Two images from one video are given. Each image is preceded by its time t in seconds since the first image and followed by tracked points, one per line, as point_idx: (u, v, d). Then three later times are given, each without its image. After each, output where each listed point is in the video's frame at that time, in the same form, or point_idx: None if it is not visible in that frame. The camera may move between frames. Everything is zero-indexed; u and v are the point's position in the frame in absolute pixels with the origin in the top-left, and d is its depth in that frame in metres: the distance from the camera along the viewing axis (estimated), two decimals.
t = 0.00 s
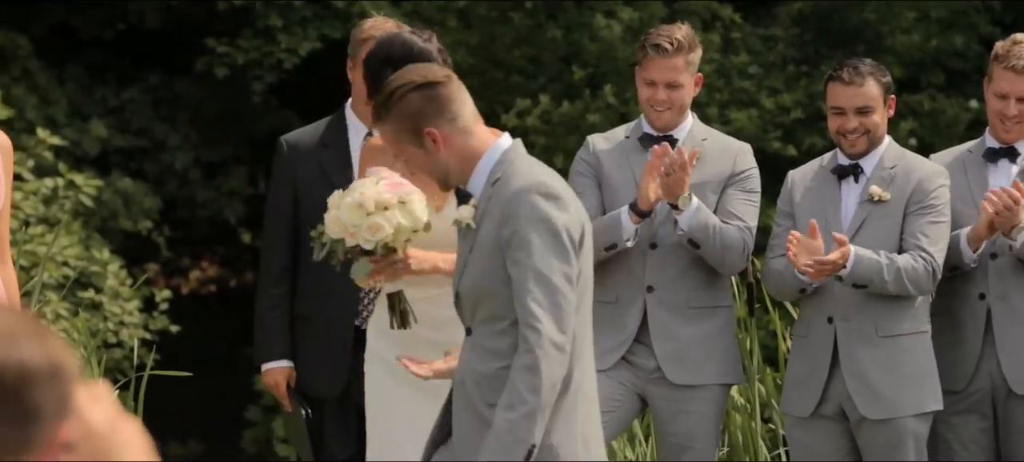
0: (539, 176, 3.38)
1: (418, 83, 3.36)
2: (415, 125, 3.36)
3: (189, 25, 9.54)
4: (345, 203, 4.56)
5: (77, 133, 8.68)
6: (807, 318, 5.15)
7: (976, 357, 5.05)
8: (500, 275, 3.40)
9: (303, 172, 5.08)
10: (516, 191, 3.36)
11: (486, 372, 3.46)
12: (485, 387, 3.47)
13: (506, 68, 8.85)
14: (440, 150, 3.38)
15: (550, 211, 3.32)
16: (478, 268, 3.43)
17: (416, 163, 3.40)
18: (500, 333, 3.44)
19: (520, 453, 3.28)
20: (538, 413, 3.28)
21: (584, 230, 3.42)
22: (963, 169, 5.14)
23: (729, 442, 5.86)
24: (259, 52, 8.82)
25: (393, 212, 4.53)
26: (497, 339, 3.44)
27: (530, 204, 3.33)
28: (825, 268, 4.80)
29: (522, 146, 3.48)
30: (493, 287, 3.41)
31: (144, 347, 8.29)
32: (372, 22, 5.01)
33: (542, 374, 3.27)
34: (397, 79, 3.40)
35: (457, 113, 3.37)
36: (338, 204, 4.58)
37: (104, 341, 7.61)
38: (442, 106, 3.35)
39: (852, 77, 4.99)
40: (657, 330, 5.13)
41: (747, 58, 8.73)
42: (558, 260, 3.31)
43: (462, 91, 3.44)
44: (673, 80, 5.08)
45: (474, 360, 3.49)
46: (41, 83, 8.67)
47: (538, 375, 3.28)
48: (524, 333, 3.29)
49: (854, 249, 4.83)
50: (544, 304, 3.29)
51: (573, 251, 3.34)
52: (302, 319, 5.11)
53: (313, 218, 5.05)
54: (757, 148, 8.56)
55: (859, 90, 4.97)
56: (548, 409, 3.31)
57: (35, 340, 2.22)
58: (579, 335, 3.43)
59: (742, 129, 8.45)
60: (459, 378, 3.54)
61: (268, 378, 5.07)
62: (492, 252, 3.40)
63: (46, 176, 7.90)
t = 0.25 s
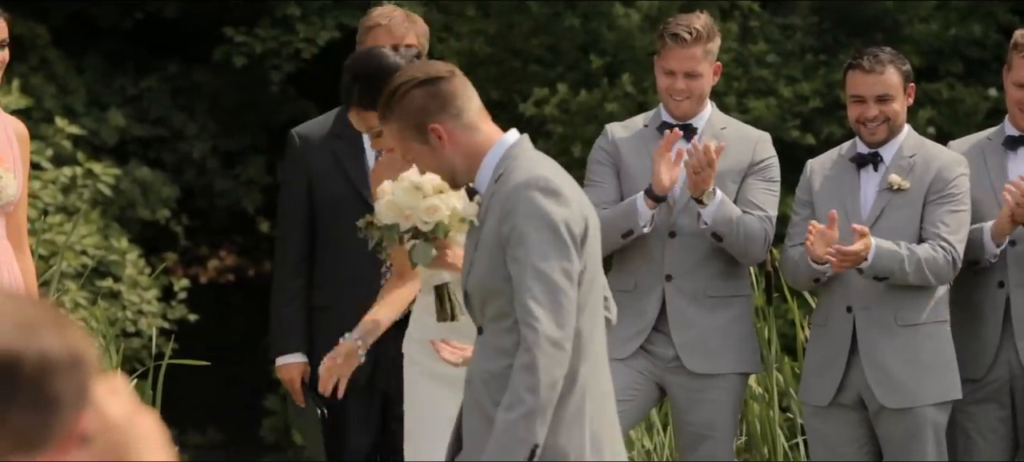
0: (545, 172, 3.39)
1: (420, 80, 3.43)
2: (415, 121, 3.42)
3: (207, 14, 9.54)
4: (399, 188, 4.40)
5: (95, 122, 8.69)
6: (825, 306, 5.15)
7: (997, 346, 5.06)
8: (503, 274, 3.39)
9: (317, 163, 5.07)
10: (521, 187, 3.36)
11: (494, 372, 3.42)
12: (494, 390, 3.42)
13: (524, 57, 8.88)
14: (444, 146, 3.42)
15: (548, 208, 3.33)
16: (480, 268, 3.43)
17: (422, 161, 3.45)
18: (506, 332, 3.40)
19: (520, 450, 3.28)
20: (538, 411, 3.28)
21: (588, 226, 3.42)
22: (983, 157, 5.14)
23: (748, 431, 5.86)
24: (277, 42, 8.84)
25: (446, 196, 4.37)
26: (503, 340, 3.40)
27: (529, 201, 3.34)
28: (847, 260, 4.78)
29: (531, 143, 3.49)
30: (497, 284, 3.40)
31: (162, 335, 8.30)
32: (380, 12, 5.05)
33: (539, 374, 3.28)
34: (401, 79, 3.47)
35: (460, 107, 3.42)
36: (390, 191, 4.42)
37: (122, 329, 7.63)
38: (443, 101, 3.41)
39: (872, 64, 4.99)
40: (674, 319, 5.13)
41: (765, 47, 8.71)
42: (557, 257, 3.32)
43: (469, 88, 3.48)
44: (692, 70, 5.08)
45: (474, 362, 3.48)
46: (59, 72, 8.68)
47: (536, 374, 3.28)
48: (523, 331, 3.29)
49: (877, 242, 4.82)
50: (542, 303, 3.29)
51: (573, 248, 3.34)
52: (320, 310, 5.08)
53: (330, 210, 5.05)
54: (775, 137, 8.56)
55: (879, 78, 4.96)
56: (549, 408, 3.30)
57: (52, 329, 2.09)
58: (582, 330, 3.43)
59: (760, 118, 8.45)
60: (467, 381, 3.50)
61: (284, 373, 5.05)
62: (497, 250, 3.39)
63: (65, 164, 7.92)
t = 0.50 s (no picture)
0: (538, 195, 3.27)
1: (415, 101, 3.30)
2: (406, 143, 3.28)
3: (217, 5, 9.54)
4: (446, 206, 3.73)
5: (106, 112, 8.69)
6: (836, 295, 5.15)
7: (1008, 332, 5.09)
8: (498, 300, 3.30)
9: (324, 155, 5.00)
10: (513, 213, 3.25)
11: (490, 400, 3.37)
12: (488, 417, 3.38)
13: (536, 46, 8.95)
14: (434, 171, 3.29)
15: (547, 231, 3.22)
16: (476, 294, 3.33)
17: (412, 184, 3.32)
18: (501, 358, 3.34)
19: None
20: (542, 437, 3.20)
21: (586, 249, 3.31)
22: (995, 144, 5.16)
23: (759, 419, 5.86)
24: (288, 32, 8.85)
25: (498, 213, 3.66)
26: (498, 365, 3.35)
27: (526, 224, 3.23)
28: (856, 247, 4.77)
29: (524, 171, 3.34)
30: (493, 311, 3.31)
31: (173, 325, 8.31)
32: (379, 2, 5.08)
33: (541, 398, 3.19)
34: (396, 99, 3.34)
35: (453, 132, 3.28)
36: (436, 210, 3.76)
37: (133, 319, 7.63)
38: (437, 125, 3.28)
39: (884, 54, 4.99)
40: (684, 307, 5.13)
41: (776, 36, 8.70)
42: (555, 281, 3.22)
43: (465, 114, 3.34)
44: (702, 60, 5.07)
45: (473, 385, 3.40)
46: (70, 63, 8.67)
47: (538, 399, 3.20)
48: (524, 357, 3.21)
49: (884, 230, 4.82)
50: (542, 328, 3.20)
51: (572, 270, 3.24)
52: (330, 303, 5.03)
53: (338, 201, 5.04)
54: (786, 126, 8.55)
55: (891, 67, 4.96)
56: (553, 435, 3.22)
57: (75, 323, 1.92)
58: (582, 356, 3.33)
59: (771, 107, 8.44)
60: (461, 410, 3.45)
61: (293, 369, 4.98)
62: (491, 276, 3.29)
63: (76, 155, 7.92)
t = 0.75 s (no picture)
0: (520, 210, 3.35)
1: (395, 118, 3.40)
2: (386, 159, 3.38)
3: None
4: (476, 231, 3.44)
5: (115, 102, 8.69)
6: (845, 284, 5.16)
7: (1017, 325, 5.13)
8: (485, 315, 3.38)
9: (327, 148, 5.08)
10: (497, 228, 3.32)
11: (476, 418, 3.46)
12: (475, 435, 3.48)
13: (544, 36, 8.96)
14: (415, 187, 3.38)
15: (533, 245, 3.28)
16: (463, 309, 3.41)
17: (397, 198, 3.42)
18: (485, 376, 3.44)
19: None
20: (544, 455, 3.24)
21: (571, 264, 3.38)
22: (1003, 134, 5.19)
23: (767, 408, 5.86)
24: (296, 21, 8.85)
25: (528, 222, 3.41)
26: (481, 382, 3.45)
27: (510, 238, 3.29)
28: (851, 229, 4.81)
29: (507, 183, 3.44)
30: (480, 327, 3.39)
31: (182, 315, 8.31)
32: None
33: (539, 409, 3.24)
34: (378, 115, 3.44)
35: (432, 148, 3.37)
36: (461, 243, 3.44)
37: (142, 308, 7.64)
38: (417, 141, 3.37)
39: (892, 42, 4.98)
40: (693, 296, 5.13)
41: (785, 25, 8.68)
42: (546, 293, 3.27)
43: (447, 129, 3.44)
44: (711, 50, 5.07)
45: (463, 401, 3.48)
46: (78, 53, 8.67)
47: (540, 415, 3.24)
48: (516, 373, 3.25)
49: (883, 211, 4.85)
50: (534, 339, 3.25)
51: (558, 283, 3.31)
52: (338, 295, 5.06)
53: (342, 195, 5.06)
54: (795, 114, 8.54)
55: (898, 56, 4.95)
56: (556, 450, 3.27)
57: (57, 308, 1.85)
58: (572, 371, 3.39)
59: (779, 95, 8.43)
60: (448, 430, 3.55)
61: (304, 362, 5.00)
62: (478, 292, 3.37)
63: (84, 145, 7.92)
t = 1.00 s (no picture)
0: (497, 206, 3.31)
1: (386, 111, 3.39)
2: (375, 152, 3.38)
3: None
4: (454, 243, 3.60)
5: (121, 89, 8.68)
6: (852, 269, 5.17)
7: None
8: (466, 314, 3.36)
9: (333, 135, 5.10)
10: (472, 226, 3.29)
11: (462, 418, 3.46)
12: (463, 435, 3.47)
13: (550, 22, 8.96)
14: (403, 182, 3.37)
15: (508, 243, 3.25)
16: (448, 306, 3.40)
17: (387, 190, 3.41)
18: (470, 374, 3.42)
19: None
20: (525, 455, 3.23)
21: (551, 259, 3.35)
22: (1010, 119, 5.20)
23: (773, 394, 5.87)
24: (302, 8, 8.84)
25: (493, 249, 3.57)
26: (467, 380, 3.43)
27: (486, 238, 3.26)
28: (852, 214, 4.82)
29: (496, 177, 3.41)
30: (462, 325, 3.38)
31: (188, 301, 8.32)
32: None
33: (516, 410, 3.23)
34: (373, 105, 3.43)
35: (422, 143, 3.36)
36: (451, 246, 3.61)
37: (149, 295, 7.65)
38: (405, 135, 3.35)
39: (898, 29, 4.98)
40: (699, 282, 5.13)
41: (792, 10, 8.67)
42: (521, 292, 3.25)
43: (439, 122, 3.42)
44: (715, 35, 5.05)
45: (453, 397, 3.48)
46: (84, 40, 8.66)
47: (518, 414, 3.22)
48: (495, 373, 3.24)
49: (887, 197, 4.85)
50: (509, 340, 3.24)
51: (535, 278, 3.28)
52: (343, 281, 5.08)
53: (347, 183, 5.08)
54: (801, 100, 8.54)
55: (904, 42, 4.95)
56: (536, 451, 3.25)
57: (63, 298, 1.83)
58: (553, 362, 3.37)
59: (786, 81, 8.42)
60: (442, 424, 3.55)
61: (308, 348, 5.02)
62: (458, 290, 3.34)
63: (91, 132, 7.92)
